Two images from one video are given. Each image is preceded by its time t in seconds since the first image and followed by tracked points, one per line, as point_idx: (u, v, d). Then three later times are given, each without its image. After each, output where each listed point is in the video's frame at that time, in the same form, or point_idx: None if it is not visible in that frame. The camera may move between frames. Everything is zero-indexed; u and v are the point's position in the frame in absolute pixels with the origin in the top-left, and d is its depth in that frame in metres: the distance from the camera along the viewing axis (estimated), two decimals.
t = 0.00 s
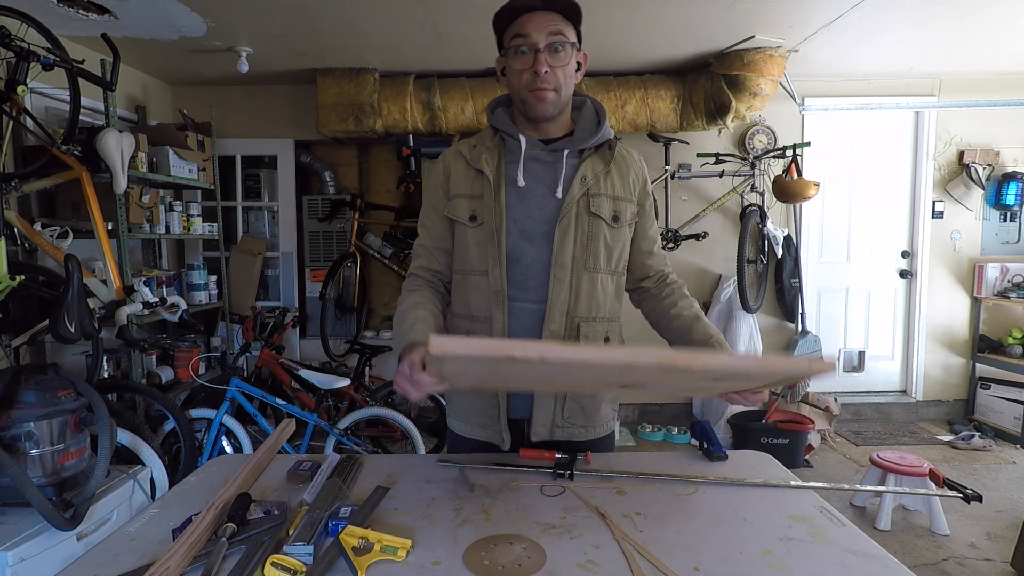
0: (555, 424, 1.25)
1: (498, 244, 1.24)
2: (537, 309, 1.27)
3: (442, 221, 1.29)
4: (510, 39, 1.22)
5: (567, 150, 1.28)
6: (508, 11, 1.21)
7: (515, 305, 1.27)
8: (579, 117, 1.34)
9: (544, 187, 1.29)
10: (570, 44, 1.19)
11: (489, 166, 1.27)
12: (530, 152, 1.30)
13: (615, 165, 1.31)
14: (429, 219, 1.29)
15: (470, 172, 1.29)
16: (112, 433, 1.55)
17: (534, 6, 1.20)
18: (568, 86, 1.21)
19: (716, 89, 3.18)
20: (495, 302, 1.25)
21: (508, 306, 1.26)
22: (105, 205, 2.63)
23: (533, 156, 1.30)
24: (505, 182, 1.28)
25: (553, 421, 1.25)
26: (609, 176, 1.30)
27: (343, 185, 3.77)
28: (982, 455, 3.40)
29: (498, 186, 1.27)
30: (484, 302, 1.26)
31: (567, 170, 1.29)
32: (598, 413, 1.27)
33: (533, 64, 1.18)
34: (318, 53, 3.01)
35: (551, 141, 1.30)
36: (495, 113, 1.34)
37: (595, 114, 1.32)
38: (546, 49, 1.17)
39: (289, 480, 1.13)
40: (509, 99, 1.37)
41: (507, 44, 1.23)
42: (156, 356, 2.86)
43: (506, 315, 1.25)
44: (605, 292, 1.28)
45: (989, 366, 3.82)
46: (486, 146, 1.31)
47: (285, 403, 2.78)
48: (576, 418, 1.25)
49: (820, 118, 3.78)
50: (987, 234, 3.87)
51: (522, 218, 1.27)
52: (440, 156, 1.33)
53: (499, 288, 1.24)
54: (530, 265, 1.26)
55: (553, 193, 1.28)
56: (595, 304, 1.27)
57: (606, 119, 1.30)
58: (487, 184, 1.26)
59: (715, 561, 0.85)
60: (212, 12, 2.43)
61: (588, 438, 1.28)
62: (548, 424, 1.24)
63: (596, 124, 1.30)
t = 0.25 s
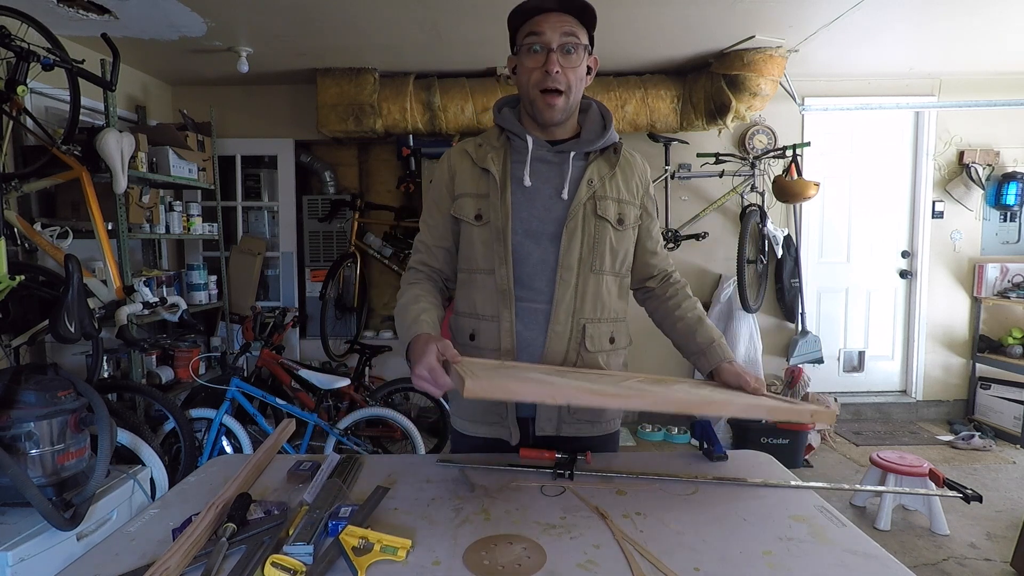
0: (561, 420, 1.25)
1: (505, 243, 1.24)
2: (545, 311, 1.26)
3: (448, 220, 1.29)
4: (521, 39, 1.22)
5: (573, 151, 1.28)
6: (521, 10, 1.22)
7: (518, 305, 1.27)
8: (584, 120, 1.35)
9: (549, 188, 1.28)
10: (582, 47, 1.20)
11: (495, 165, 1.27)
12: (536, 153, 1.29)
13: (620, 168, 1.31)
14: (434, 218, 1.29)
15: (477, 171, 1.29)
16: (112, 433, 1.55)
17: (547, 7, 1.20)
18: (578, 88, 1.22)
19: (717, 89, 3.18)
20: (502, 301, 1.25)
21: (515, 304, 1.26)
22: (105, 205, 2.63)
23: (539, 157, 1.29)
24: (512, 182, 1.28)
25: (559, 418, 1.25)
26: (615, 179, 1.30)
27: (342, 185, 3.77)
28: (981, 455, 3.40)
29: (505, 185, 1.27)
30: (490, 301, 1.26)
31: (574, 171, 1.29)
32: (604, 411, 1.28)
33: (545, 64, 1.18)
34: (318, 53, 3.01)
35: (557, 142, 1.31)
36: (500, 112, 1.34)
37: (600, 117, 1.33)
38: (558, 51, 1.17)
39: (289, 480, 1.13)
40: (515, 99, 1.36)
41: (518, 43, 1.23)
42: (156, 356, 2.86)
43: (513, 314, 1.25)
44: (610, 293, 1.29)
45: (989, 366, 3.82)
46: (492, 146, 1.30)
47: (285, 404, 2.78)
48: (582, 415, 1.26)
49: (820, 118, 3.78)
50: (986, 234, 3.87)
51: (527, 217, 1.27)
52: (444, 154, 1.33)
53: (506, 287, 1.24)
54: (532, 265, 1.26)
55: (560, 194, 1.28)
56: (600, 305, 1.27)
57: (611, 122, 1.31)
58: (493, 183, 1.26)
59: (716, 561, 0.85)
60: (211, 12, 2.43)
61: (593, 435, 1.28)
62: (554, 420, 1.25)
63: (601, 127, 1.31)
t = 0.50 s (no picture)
0: (566, 420, 1.27)
1: (509, 246, 1.25)
2: (549, 311, 1.26)
3: (450, 224, 1.29)
4: (516, 42, 1.22)
5: (572, 152, 1.28)
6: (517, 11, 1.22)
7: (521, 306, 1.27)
8: (581, 120, 1.35)
9: (552, 189, 1.28)
10: (577, 50, 1.19)
11: (497, 169, 1.27)
12: (537, 155, 1.29)
13: (619, 167, 1.31)
14: (436, 222, 1.28)
15: (478, 176, 1.28)
16: (112, 433, 1.55)
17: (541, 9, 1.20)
18: (574, 92, 1.22)
19: (717, 89, 3.18)
20: (506, 303, 1.25)
21: (519, 305, 1.26)
22: (105, 205, 2.63)
23: (541, 159, 1.29)
24: (514, 185, 1.28)
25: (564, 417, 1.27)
26: (614, 178, 1.30)
27: (343, 185, 3.77)
28: (981, 455, 3.40)
29: (508, 188, 1.27)
30: (494, 304, 1.26)
31: (574, 172, 1.29)
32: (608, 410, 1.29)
33: (540, 70, 1.18)
34: (318, 53, 3.01)
35: (555, 144, 1.31)
36: (498, 114, 1.34)
37: (598, 118, 1.33)
38: (553, 56, 1.18)
39: (289, 480, 1.13)
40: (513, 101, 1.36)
41: (514, 47, 1.23)
42: (156, 356, 2.86)
43: (516, 315, 1.25)
44: (613, 292, 1.29)
45: (989, 366, 3.82)
46: (493, 150, 1.30)
47: (285, 404, 2.78)
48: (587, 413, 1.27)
49: (820, 118, 3.78)
50: (987, 234, 3.87)
51: (530, 219, 1.27)
52: (445, 158, 1.32)
53: (510, 289, 1.24)
54: (534, 266, 1.26)
55: (561, 195, 1.28)
56: (604, 305, 1.27)
57: (609, 122, 1.31)
58: (496, 187, 1.27)
59: (716, 561, 0.85)
60: (211, 12, 2.43)
61: (597, 435, 1.29)
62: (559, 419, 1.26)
63: (599, 127, 1.31)
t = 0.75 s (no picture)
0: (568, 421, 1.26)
1: (509, 248, 1.25)
2: (551, 311, 1.26)
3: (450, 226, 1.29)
4: (510, 47, 1.22)
5: (571, 152, 1.28)
6: (510, 14, 1.21)
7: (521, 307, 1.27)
8: (579, 118, 1.35)
9: (551, 190, 1.28)
10: (571, 53, 1.19)
11: (496, 171, 1.27)
12: (536, 156, 1.29)
13: (617, 166, 1.31)
14: (435, 224, 1.28)
15: (477, 178, 1.28)
16: (112, 433, 1.55)
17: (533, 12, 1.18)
18: (569, 95, 1.22)
19: (717, 89, 3.18)
20: (506, 304, 1.25)
21: (519, 306, 1.26)
22: (105, 205, 2.63)
23: (539, 159, 1.29)
24: (513, 187, 1.28)
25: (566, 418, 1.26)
26: (613, 177, 1.30)
27: (343, 185, 3.77)
28: (981, 455, 3.40)
29: (507, 191, 1.27)
30: (495, 305, 1.26)
31: (572, 171, 1.29)
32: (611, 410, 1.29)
33: (534, 76, 1.18)
34: (318, 53, 3.01)
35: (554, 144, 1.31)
36: (495, 116, 1.35)
37: (596, 116, 1.33)
38: (547, 62, 1.17)
39: (289, 480, 1.13)
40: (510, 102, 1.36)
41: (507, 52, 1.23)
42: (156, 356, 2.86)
43: (516, 316, 1.25)
44: (614, 292, 1.28)
45: (989, 366, 3.82)
46: (492, 152, 1.30)
47: (285, 403, 2.78)
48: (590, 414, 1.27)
49: (820, 118, 3.78)
50: (987, 234, 3.87)
51: (531, 220, 1.27)
52: (445, 160, 1.32)
53: (511, 290, 1.25)
54: (534, 266, 1.26)
55: (561, 195, 1.28)
56: (604, 305, 1.27)
57: (607, 120, 1.31)
58: (495, 189, 1.26)
59: (716, 561, 0.85)
60: (212, 12, 2.43)
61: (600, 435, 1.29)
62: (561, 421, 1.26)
63: (597, 126, 1.31)
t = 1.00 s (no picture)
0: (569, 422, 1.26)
1: (508, 248, 1.25)
2: (551, 311, 1.26)
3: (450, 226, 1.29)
4: (504, 57, 1.18)
5: (571, 153, 1.29)
6: (506, 17, 1.16)
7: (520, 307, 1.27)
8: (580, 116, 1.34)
9: (551, 190, 1.28)
10: (567, 67, 1.15)
11: (495, 171, 1.27)
12: (536, 156, 1.29)
13: (618, 166, 1.31)
14: (436, 225, 1.28)
15: (477, 178, 1.28)
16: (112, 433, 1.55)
17: (527, 24, 1.12)
18: (566, 106, 1.21)
19: (717, 89, 3.18)
20: (506, 304, 1.25)
21: (518, 306, 1.26)
22: (105, 205, 2.63)
23: (539, 160, 1.29)
24: (513, 187, 1.28)
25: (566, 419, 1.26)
26: (613, 178, 1.30)
27: (342, 185, 3.77)
28: (981, 455, 3.40)
29: (506, 191, 1.27)
30: (495, 305, 1.26)
31: (571, 171, 1.29)
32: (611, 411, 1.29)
33: (528, 93, 1.17)
34: (318, 53, 3.01)
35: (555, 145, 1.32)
36: (496, 115, 1.34)
37: (597, 115, 1.32)
38: (541, 79, 1.15)
39: (289, 480, 1.13)
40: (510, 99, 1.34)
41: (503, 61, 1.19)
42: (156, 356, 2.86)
43: (515, 316, 1.25)
44: (614, 292, 1.28)
45: (989, 366, 3.82)
46: (492, 152, 1.30)
47: (285, 404, 2.78)
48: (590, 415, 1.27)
49: (820, 118, 3.78)
50: (987, 234, 3.87)
51: (530, 220, 1.27)
52: (445, 160, 1.32)
53: (510, 291, 1.24)
54: (534, 266, 1.26)
55: (560, 196, 1.28)
56: (604, 305, 1.27)
57: (608, 121, 1.30)
58: (494, 189, 1.26)
59: (716, 561, 0.85)
60: (212, 12, 2.43)
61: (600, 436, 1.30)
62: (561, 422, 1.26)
63: (597, 126, 1.31)
